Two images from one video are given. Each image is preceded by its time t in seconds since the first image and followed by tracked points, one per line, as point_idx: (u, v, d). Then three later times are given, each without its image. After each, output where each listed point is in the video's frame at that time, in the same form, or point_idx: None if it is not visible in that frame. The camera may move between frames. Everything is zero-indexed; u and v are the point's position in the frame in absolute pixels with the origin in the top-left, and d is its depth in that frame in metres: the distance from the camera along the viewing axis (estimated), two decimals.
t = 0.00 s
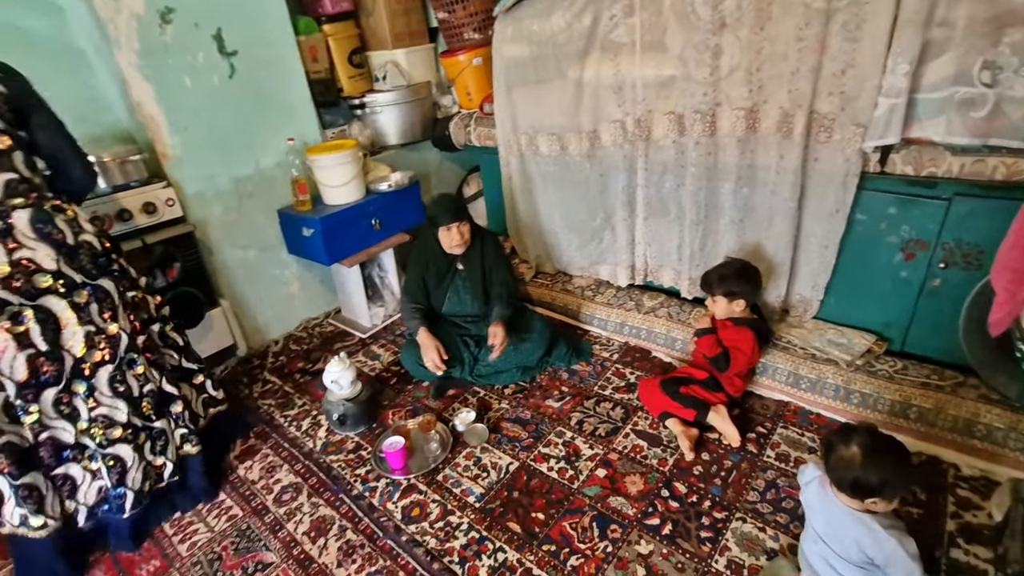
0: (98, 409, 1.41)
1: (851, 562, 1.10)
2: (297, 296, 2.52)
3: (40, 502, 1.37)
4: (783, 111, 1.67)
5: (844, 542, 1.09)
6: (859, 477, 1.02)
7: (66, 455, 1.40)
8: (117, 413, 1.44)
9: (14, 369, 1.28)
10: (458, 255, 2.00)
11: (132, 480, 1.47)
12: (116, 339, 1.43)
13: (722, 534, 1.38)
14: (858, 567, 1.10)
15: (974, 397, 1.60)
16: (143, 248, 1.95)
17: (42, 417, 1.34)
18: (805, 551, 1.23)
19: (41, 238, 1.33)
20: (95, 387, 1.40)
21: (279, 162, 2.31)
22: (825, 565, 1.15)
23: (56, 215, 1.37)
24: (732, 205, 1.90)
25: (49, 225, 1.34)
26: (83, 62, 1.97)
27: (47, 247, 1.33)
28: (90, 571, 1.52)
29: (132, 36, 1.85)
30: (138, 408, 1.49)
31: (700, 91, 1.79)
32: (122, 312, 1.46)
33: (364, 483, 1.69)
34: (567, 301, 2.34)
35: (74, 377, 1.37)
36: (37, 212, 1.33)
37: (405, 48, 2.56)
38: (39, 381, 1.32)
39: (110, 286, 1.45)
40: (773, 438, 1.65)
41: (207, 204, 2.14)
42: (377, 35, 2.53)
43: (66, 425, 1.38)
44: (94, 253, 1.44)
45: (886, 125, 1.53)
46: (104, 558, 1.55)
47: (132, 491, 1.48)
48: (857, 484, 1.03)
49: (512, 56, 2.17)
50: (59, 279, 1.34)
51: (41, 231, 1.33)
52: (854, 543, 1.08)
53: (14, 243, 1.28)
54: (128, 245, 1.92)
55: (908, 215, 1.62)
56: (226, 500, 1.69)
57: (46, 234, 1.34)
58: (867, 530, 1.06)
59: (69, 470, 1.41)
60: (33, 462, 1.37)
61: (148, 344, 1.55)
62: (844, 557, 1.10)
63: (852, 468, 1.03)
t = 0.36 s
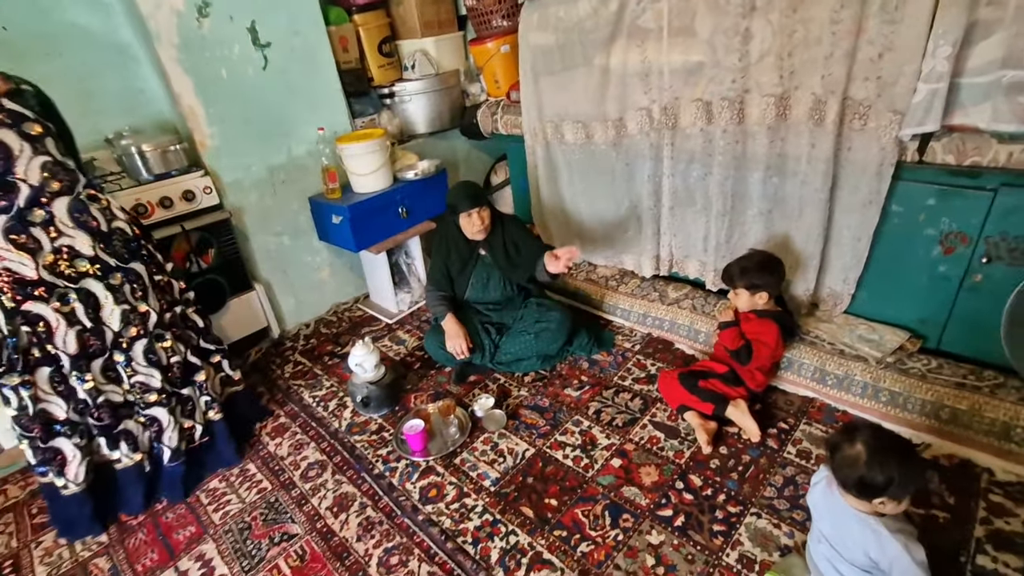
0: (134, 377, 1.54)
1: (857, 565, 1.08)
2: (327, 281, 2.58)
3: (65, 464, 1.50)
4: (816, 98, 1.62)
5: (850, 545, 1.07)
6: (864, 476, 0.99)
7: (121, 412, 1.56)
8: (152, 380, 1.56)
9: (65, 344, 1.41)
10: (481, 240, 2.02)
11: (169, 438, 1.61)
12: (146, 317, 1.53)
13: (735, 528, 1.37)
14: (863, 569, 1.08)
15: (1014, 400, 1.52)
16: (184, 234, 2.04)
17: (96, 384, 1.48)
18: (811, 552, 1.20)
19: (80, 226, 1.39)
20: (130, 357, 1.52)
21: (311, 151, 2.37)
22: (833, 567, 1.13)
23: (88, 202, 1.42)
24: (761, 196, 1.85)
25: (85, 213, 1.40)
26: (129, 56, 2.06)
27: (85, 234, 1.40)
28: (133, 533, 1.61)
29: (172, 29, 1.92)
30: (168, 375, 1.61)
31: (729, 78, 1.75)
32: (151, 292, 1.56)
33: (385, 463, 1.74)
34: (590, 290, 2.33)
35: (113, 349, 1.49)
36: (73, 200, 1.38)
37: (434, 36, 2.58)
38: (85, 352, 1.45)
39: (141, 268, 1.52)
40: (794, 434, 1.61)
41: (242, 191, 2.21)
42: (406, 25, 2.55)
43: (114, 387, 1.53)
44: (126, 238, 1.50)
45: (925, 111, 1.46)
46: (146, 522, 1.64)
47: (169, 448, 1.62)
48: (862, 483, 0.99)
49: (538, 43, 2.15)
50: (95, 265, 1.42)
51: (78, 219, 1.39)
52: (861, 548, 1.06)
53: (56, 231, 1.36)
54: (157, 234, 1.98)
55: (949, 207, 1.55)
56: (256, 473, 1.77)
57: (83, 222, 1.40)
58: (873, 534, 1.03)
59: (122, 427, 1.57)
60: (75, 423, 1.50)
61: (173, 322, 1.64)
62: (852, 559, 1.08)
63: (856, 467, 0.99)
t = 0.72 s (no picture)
0: (146, 350, 1.58)
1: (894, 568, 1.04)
2: (367, 262, 2.65)
3: (126, 417, 1.65)
4: (871, 89, 1.54)
5: (888, 545, 1.04)
6: (913, 475, 0.97)
7: (143, 379, 1.63)
8: (162, 352, 1.60)
9: (71, 316, 1.47)
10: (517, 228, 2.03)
11: (191, 408, 1.68)
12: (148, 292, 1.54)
13: (759, 527, 1.35)
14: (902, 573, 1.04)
15: None
16: (236, 212, 2.12)
17: (111, 352, 1.55)
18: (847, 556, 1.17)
19: (75, 202, 1.42)
20: (138, 330, 1.55)
21: (356, 135, 2.42)
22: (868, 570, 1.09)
23: (84, 175, 1.43)
24: (808, 191, 1.79)
25: (80, 189, 1.42)
26: (189, 41, 2.14)
27: (78, 209, 1.42)
28: (182, 489, 1.71)
29: (229, 17, 2.00)
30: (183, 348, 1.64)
31: (778, 67, 1.69)
32: (153, 265, 1.57)
33: (415, 440, 1.78)
34: (625, 281, 2.31)
35: (122, 323, 1.53)
36: (66, 175, 1.40)
37: (479, 22, 2.58)
38: (95, 322, 1.51)
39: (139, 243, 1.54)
40: (830, 437, 1.56)
41: (290, 173, 2.29)
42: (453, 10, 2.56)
43: (133, 356, 1.58)
44: (123, 213, 1.51)
45: (993, 104, 1.37)
46: (194, 479, 1.74)
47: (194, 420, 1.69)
48: (911, 482, 0.98)
49: (582, 29, 2.13)
50: (90, 240, 1.45)
51: (72, 195, 1.41)
52: (898, 549, 1.03)
53: (50, 206, 1.39)
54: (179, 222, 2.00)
55: (1014, 206, 1.46)
56: (294, 442, 1.84)
57: (77, 198, 1.42)
58: (915, 534, 1.00)
59: (148, 391, 1.64)
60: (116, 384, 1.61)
61: (180, 296, 1.67)
62: (889, 561, 1.05)
63: (908, 466, 0.98)
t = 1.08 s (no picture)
0: (167, 328, 1.60)
1: None
2: (407, 250, 2.69)
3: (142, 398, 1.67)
4: (936, 86, 1.46)
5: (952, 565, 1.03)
6: (986, 493, 0.96)
7: (158, 359, 1.65)
8: (182, 331, 1.61)
9: (100, 289, 1.52)
10: (550, 217, 2.00)
11: (205, 391, 1.68)
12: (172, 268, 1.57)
13: (789, 535, 1.31)
14: None
15: None
16: (285, 198, 2.18)
17: (132, 328, 1.58)
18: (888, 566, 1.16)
19: (107, 179, 1.47)
20: (162, 307, 1.57)
21: (400, 124, 2.46)
22: None
23: (120, 155, 1.49)
24: (860, 192, 1.72)
25: (114, 167, 1.48)
26: (246, 31, 2.21)
27: (111, 185, 1.47)
28: (226, 458, 1.79)
29: (284, 7, 2.05)
30: (200, 329, 1.64)
31: (835, 62, 1.63)
32: (178, 244, 1.60)
33: (445, 426, 1.80)
34: (662, 279, 2.28)
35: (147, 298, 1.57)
36: (102, 154, 1.46)
37: (526, 14, 2.58)
38: (120, 299, 1.55)
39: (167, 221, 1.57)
40: (871, 449, 1.50)
41: (336, 160, 2.34)
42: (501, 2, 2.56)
43: (153, 334, 1.62)
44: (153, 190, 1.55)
45: None
46: (237, 450, 1.81)
47: (206, 402, 1.69)
48: (981, 500, 0.97)
49: (630, 21, 2.10)
50: (121, 216, 1.49)
51: (106, 172, 1.47)
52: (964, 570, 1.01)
53: (87, 182, 1.45)
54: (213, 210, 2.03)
55: None
56: (330, 420, 1.89)
57: (110, 175, 1.48)
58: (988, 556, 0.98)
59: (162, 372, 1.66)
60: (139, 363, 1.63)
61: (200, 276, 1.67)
62: None
63: (981, 482, 0.97)
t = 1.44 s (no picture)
0: (197, 318, 1.65)
1: None
2: (437, 247, 2.71)
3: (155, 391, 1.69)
4: (993, 86, 1.39)
5: None
6: None
7: (185, 350, 1.68)
8: (212, 320, 1.67)
9: (133, 280, 1.57)
10: (581, 217, 1.97)
11: (234, 375, 1.75)
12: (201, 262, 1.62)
13: (818, 549, 1.26)
14: None
15: None
16: (320, 193, 2.22)
17: (162, 319, 1.62)
18: None
19: (145, 175, 1.52)
20: (191, 298, 1.62)
21: (433, 122, 2.48)
22: None
23: (158, 151, 1.54)
24: (905, 197, 1.65)
25: (152, 163, 1.52)
26: (287, 29, 2.26)
27: (148, 180, 1.52)
28: (258, 444, 1.83)
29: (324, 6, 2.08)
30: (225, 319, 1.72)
31: (882, 60, 1.56)
32: (208, 240, 1.64)
33: (469, 422, 1.80)
34: (693, 282, 2.24)
35: (177, 291, 1.62)
36: (142, 151, 1.50)
37: (561, 12, 2.56)
38: (152, 290, 1.59)
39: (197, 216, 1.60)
40: (908, 465, 1.44)
41: (371, 156, 2.37)
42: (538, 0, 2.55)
43: (181, 325, 1.65)
44: (187, 186, 1.59)
45: None
46: (269, 437, 1.85)
47: (235, 386, 1.76)
48: None
49: (668, 19, 2.06)
50: (155, 210, 1.54)
51: (144, 168, 1.51)
52: None
53: (126, 177, 1.50)
54: (246, 205, 2.05)
55: None
56: (357, 411, 1.92)
57: (148, 170, 1.52)
58: None
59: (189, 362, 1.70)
60: (159, 355, 1.67)
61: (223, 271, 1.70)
62: None
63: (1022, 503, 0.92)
